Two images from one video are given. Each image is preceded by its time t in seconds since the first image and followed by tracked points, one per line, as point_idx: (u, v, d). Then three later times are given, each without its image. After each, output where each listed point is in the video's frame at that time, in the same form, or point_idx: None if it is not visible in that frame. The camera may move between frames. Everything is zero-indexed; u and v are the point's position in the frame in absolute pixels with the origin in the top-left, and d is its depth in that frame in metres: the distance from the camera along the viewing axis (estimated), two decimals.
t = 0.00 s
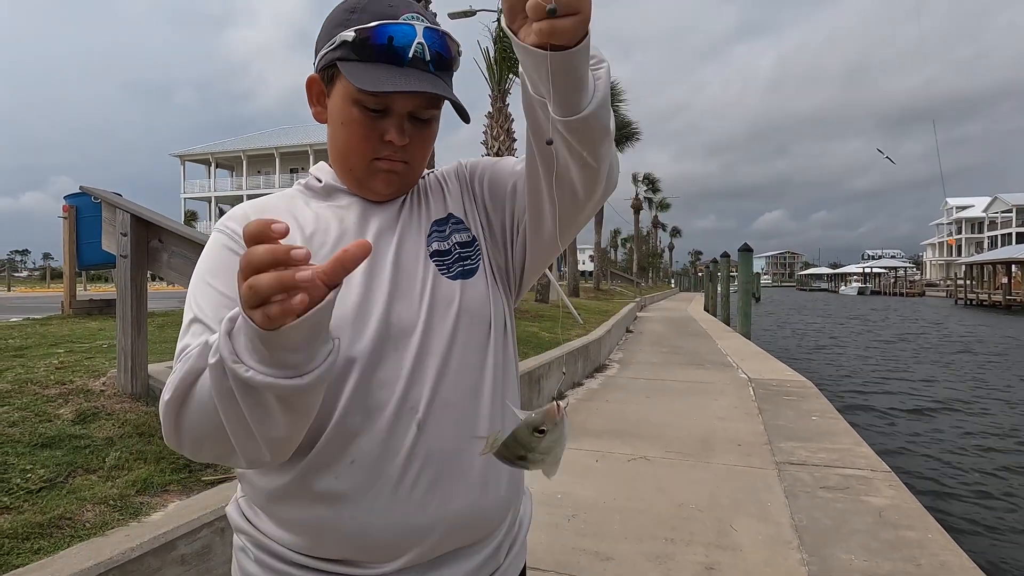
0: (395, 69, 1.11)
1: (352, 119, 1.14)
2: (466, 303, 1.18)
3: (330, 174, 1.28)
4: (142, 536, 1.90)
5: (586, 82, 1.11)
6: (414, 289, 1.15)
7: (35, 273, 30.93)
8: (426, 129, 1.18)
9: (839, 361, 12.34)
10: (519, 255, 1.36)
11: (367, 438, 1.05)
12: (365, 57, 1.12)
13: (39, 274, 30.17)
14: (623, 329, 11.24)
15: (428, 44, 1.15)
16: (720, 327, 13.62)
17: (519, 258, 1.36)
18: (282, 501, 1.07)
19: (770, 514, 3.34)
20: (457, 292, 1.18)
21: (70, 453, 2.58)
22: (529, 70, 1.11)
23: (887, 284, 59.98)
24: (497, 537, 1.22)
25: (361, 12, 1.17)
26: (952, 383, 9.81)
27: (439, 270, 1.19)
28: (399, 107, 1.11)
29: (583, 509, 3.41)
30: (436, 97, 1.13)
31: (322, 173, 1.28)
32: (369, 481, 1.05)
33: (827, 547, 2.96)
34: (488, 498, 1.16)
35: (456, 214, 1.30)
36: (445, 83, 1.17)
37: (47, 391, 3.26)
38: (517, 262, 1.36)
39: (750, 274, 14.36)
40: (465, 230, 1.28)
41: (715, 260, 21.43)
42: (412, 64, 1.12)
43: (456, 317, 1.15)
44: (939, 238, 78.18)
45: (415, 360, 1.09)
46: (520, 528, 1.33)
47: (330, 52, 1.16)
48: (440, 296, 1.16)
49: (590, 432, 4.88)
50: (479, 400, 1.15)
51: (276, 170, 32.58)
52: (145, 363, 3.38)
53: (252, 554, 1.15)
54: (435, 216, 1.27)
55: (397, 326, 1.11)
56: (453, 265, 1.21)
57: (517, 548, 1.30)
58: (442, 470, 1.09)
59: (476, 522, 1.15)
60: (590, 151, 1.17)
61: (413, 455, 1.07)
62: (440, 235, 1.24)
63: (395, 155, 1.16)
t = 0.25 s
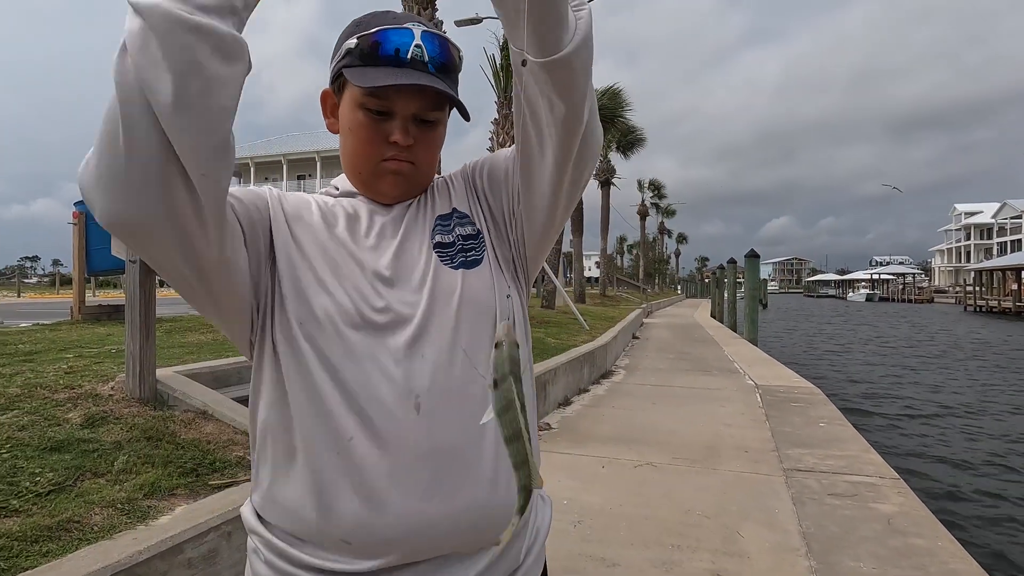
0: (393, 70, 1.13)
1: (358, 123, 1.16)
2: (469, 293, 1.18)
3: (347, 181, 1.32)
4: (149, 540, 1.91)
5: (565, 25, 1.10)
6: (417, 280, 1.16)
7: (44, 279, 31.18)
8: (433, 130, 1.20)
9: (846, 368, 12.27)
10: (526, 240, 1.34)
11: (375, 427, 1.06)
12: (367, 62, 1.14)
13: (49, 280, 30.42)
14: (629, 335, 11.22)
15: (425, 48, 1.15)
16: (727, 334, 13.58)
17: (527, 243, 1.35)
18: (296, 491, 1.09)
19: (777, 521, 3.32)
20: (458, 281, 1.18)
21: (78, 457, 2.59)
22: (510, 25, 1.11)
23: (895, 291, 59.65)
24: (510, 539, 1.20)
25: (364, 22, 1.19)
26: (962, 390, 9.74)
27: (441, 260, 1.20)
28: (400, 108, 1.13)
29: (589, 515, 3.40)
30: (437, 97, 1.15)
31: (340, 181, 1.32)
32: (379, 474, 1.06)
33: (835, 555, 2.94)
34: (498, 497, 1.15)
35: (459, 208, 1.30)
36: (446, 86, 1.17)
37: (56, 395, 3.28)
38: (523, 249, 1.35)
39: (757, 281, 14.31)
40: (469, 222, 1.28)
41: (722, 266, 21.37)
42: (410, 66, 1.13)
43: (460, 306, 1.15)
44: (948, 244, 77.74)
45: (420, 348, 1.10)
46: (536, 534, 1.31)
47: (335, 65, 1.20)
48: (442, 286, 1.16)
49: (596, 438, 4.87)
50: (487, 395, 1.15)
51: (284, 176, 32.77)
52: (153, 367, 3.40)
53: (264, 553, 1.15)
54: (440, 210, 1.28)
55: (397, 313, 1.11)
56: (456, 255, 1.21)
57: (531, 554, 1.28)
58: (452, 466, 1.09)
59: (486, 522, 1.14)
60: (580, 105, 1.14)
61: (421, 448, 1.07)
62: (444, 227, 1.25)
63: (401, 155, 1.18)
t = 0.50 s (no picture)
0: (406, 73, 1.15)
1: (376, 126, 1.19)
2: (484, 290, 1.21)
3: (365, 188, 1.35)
4: (156, 543, 1.92)
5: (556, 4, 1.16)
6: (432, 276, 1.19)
7: (54, 284, 31.42)
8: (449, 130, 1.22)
9: (855, 373, 12.18)
10: (535, 237, 1.35)
11: (390, 421, 1.08)
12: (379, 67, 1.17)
13: (59, 284, 30.64)
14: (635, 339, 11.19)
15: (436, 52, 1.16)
16: (734, 338, 13.51)
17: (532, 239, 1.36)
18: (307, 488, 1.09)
19: (784, 527, 3.30)
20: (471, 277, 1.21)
21: (86, 460, 2.61)
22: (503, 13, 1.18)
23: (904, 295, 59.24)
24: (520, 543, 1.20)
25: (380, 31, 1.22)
26: (972, 395, 9.64)
27: (455, 257, 1.23)
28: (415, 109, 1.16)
29: (595, 520, 3.39)
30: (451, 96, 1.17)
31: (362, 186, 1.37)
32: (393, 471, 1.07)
33: (843, 561, 2.91)
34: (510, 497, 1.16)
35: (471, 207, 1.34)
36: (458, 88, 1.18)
37: (65, 398, 3.30)
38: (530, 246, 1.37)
39: (764, 285, 14.25)
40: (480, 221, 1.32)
41: (729, 271, 21.28)
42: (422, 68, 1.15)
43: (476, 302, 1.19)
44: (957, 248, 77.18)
45: (437, 342, 1.13)
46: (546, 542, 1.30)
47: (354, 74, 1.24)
48: (456, 282, 1.20)
49: (602, 443, 4.86)
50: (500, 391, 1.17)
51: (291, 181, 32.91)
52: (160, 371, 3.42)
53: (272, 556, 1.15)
54: (453, 210, 1.31)
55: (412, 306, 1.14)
56: (469, 252, 1.25)
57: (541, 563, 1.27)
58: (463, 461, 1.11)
59: (497, 525, 1.14)
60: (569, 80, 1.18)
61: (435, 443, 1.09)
62: (458, 225, 1.28)
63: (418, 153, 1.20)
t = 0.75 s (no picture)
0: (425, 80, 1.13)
1: (402, 134, 1.19)
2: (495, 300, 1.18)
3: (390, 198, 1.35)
4: (164, 546, 1.92)
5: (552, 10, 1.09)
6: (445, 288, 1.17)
7: (63, 287, 31.65)
8: (474, 139, 1.21)
9: (863, 376, 12.11)
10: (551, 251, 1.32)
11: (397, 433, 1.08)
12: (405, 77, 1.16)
13: (67, 287, 30.84)
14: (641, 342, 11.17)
15: (463, 58, 1.14)
16: (740, 342, 13.47)
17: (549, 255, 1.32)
18: (318, 491, 1.13)
19: (793, 531, 3.28)
20: (484, 287, 1.18)
21: (95, 462, 2.62)
22: (493, 22, 1.10)
23: (912, 298, 58.90)
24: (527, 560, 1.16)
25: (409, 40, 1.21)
26: (981, 398, 9.58)
27: (468, 267, 1.20)
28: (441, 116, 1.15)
29: (602, 524, 3.39)
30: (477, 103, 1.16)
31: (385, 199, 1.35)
32: (393, 479, 1.08)
33: (852, 566, 2.89)
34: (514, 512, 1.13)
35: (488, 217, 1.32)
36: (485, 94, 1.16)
37: (74, 400, 3.33)
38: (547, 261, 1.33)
39: (771, 288, 14.19)
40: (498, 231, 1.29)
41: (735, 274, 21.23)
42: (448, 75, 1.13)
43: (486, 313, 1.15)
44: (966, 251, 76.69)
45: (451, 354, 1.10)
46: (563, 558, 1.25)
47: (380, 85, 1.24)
48: (471, 293, 1.17)
49: (609, 446, 4.85)
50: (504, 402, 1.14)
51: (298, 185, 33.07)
52: (168, 374, 3.43)
53: (287, 556, 1.19)
54: (471, 220, 1.29)
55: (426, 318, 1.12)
56: (483, 261, 1.22)
57: None
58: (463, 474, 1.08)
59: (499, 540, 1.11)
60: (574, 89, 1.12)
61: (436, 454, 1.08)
62: (473, 236, 1.25)
63: (441, 161, 1.19)
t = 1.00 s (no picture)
0: (435, 79, 1.12)
1: (414, 135, 1.19)
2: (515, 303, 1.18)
3: (405, 199, 1.35)
4: (173, 546, 1.93)
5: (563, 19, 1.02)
6: (463, 292, 1.17)
7: (69, 288, 31.82)
8: (487, 137, 1.19)
9: (869, 378, 12.05)
10: (573, 253, 1.31)
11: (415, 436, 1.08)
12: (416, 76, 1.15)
13: (74, 288, 31.00)
14: (646, 344, 11.15)
15: (475, 56, 1.13)
16: (746, 343, 13.44)
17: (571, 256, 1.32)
18: (338, 493, 1.14)
19: (800, 534, 3.26)
20: (505, 291, 1.18)
21: (104, 463, 2.63)
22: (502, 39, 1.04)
23: (918, 300, 58.63)
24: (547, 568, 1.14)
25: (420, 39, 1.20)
26: (989, 400, 9.52)
27: (488, 271, 1.20)
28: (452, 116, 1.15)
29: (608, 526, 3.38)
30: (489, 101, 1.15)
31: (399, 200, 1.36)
32: (412, 483, 1.07)
33: (860, 569, 2.88)
34: (535, 517, 1.11)
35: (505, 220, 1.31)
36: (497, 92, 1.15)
37: (82, 401, 3.34)
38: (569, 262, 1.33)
39: (776, 289, 14.14)
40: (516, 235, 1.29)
41: (740, 275, 21.17)
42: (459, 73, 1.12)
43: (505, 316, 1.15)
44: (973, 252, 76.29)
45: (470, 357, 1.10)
46: (584, 562, 1.23)
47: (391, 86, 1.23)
48: (490, 297, 1.17)
49: (614, 448, 4.84)
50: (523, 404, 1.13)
51: (303, 186, 33.17)
52: (176, 375, 3.45)
53: (309, 555, 1.20)
54: (488, 223, 1.29)
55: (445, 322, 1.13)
56: (503, 266, 1.21)
57: None
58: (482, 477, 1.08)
59: (519, 545, 1.10)
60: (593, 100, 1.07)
61: (454, 457, 1.07)
62: (491, 239, 1.25)
63: (454, 161, 1.18)
